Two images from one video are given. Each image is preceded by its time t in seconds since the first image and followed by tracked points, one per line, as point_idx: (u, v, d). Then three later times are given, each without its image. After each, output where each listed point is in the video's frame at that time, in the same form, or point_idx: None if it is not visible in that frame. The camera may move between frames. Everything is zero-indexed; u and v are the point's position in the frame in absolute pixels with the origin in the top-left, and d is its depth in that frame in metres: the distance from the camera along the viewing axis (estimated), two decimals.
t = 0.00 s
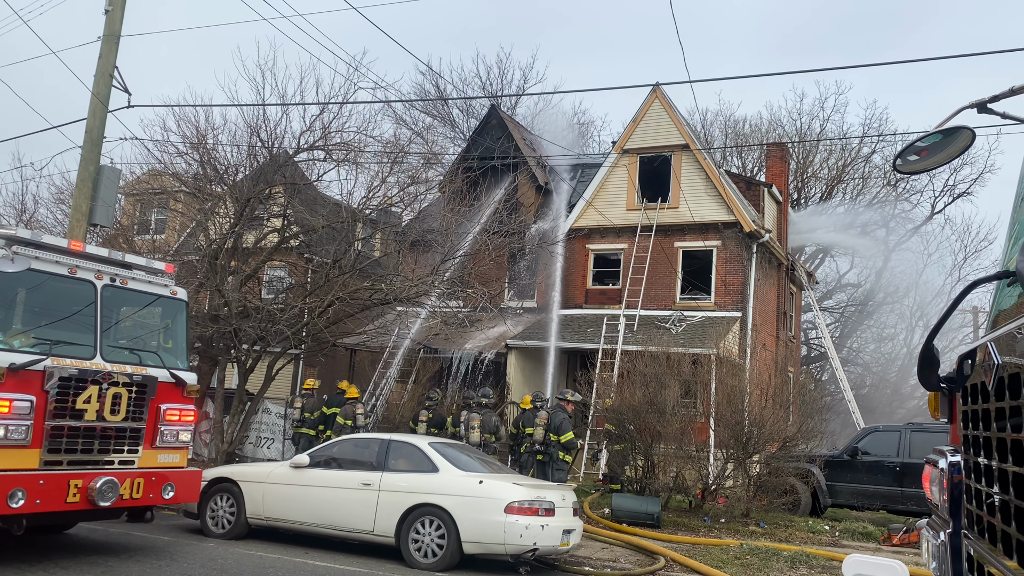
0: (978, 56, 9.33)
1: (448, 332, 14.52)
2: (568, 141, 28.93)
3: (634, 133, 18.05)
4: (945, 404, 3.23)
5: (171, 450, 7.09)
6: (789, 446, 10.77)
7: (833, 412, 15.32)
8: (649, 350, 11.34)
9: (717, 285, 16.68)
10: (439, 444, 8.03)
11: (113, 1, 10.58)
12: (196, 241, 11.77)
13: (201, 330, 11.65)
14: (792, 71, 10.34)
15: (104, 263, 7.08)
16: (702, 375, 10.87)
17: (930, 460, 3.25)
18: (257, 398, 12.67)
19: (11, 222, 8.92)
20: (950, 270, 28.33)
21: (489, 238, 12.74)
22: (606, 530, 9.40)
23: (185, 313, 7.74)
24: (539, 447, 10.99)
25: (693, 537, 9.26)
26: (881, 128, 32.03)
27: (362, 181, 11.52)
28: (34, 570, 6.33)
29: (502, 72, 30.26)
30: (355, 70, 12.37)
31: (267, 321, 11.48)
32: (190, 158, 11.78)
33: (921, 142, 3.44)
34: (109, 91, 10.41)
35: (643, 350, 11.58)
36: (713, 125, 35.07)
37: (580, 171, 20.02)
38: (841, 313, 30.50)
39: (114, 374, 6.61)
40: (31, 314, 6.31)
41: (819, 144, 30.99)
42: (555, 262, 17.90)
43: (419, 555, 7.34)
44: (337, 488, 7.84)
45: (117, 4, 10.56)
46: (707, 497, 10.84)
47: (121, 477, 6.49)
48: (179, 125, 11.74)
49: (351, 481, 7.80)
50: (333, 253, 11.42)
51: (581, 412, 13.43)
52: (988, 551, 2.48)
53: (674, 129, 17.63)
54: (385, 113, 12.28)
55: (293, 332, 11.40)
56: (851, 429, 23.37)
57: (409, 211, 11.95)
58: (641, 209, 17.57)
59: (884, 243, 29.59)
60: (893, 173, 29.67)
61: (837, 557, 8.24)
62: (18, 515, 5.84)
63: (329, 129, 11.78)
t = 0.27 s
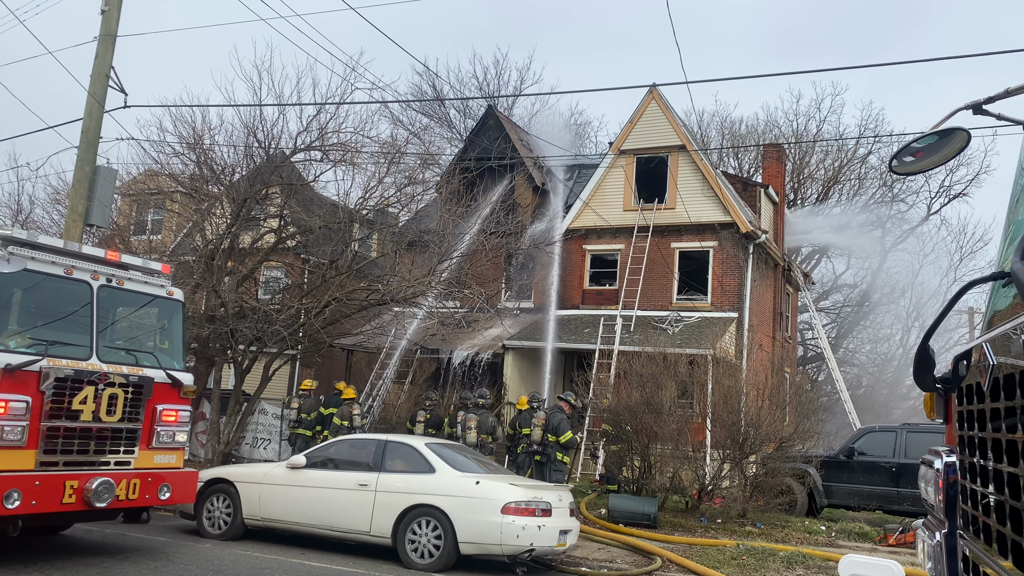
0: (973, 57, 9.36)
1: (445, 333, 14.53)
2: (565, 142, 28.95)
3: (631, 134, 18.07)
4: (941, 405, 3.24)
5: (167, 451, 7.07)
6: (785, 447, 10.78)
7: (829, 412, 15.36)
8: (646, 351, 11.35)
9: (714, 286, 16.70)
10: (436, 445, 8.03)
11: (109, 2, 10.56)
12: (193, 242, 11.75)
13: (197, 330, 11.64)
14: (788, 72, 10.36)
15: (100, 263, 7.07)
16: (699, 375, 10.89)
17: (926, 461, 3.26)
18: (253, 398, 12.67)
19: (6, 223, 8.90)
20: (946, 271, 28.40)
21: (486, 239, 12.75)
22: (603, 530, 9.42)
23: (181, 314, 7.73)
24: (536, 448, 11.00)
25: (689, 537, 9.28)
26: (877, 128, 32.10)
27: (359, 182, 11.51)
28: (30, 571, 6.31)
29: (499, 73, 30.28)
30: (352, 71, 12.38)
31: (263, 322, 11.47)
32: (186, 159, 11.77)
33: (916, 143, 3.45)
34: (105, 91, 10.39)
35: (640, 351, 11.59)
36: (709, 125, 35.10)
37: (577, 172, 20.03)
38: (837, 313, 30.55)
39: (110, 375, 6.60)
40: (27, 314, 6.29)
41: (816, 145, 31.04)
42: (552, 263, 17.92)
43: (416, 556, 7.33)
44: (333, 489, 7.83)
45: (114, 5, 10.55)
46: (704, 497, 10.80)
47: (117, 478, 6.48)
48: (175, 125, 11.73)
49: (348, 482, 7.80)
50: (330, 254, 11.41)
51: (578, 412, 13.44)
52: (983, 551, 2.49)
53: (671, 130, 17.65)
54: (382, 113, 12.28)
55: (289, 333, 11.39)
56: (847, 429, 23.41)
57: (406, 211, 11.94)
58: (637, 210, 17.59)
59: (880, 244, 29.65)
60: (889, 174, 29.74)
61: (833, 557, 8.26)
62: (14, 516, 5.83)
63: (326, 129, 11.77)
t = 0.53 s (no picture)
0: (970, 58, 9.39)
1: (443, 333, 14.52)
2: (563, 143, 28.95)
3: (629, 134, 18.08)
4: (939, 405, 3.24)
5: (165, 451, 7.07)
6: (783, 447, 10.78)
7: (826, 413, 15.38)
8: (644, 351, 11.36)
9: (712, 286, 16.70)
10: (433, 445, 8.03)
11: (107, 1, 10.55)
12: (190, 242, 11.74)
13: (195, 330, 11.64)
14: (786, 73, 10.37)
15: (98, 263, 7.06)
16: (696, 376, 10.90)
17: (923, 461, 3.27)
18: (251, 399, 12.65)
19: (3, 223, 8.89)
20: (944, 272, 28.44)
21: (484, 239, 12.76)
22: (601, 531, 9.42)
23: (179, 314, 7.72)
24: (535, 448, 11.00)
25: (687, 538, 9.28)
26: (875, 129, 32.14)
27: (357, 182, 11.52)
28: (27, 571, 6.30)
29: (497, 73, 30.29)
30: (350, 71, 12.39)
31: (261, 322, 11.47)
32: (184, 159, 11.77)
33: (914, 144, 3.45)
34: (103, 91, 10.38)
35: (637, 351, 11.60)
36: (707, 126, 35.12)
37: (575, 172, 20.04)
38: (835, 314, 30.56)
39: (108, 375, 6.59)
40: (24, 314, 6.29)
41: (813, 146, 31.08)
42: (549, 264, 17.93)
43: (413, 556, 7.33)
44: (331, 489, 7.82)
45: (112, 4, 10.54)
46: (701, 497, 10.78)
47: (115, 478, 6.47)
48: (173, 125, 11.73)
49: (345, 483, 7.80)
50: (327, 254, 11.41)
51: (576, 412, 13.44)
52: (980, 552, 2.49)
53: (669, 131, 17.67)
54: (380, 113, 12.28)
55: (287, 333, 11.38)
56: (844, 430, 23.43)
57: (404, 212, 11.94)
58: (635, 211, 17.60)
59: (878, 244, 29.69)
60: (887, 175, 29.78)
61: (831, 557, 8.26)
62: (11, 516, 5.82)
63: (324, 129, 11.77)
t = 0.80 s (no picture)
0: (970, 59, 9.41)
1: (443, 333, 14.51)
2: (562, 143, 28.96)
3: (628, 135, 18.09)
4: (937, 406, 3.25)
5: (164, 451, 7.06)
6: (782, 448, 10.78)
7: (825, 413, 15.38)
8: (643, 352, 11.37)
9: (711, 287, 16.71)
10: (432, 445, 8.03)
11: (106, 1, 10.54)
12: (189, 242, 11.73)
13: (194, 330, 11.63)
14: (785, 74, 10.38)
15: (97, 263, 7.05)
16: (696, 376, 10.90)
17: (922, 462, 3.27)
18: (250, 399, 12.64)
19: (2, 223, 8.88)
20: (943, 273, 28.46)
21: (483, 239, 12.75)
22: (599, 531, 9.41)
23: (178, 314, 7.72)
24: (536, 450, 10.98)
25: (685, 538, 9.27)
26: (874, 130, 32.17)
27: (356, 182, 11.52)
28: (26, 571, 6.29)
29: (496, 73, 30.31)
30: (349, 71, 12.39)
31: (260, 322, 11.48)
32: (184, 159, 11.77)
33: (913, 145, 3.46)
34: (102, 91, 10.38)
35: (637, 352, 11.60)
36: (707, 127, 35.13)
37: (574, 173, 20.05)
38: (834, 315, 30.48)
39: (107, 375, 6.59)
40: (22, 314, 6.28)
41: (812, 147, 31.10)
42: (549, 264, 17.92)
43: (412, 557, 7.33)
44: (330, 490, 7.82)
45: (111, 4, 10.53)
46: (700, 498, 10.80)
47: (114, 478, 6.47)
48: (173, 125, 11.73)
49: (345, 483, 7.79)
50: (326, 254, 11.41)
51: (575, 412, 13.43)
52: (979, 553, 2.49)
53: (668, 131, 17.68)
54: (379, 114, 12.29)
55: (286, 333, 11.37)
56: (843, 431, 23.43)
57: (403, 212, 11.94)
58: (634, 211, 17.61)
59: (877, 245, 29.70)
60: (886, 176, 29.80)
61: (830, 558, 8.26)
62: (10, 516, 5.81)
63: (323, 129, 11.78)
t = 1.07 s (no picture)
0: (971, 59, 9.39)
1: (443, 333, 14.51)
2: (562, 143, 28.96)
3: (628, 135, 18.09)
4: (938, 406, 3.24)
5: (163, 451, 7.06)
6: (782, 448, 10.76)
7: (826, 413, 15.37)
8: (643, 352, 11.37)
9: (711, 287, 16.71)
10: (432, 445, 8.03)
11: (106, 1, 10.54)
12: (189, 242, 11.72)
13: (194, 330, 11.63)
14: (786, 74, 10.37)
15: (96, 263, 7.05)
16: (696, 377, 10.90)
17: (922, 462, 3.26)
18: (249, 399, 12.64)
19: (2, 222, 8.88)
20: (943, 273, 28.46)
21: (483, 239, 12.75)
22: (599, 532, 9.40)
23: (178, 313, 7.72)
24: (539, 451, 10.97)
25: (685, 539, 9.27)
26: (874, 130, 32.18)
27: (356, 182, 11.52)
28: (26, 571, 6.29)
29: (497, 73, 30.32)
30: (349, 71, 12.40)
31: (261, 322, 11.49)
32: (184, 158, 11.77)
33: (914, 145, 3.45)
34: (102, 91, 10.38)
35: (637, 352, 11.60)
36: (707, 127, 35.11)
37: (575, 173, 20.04)
38: (834, 315, 30.38)
39: (107, 375, 6.59)
40: (22, 314, 6.28)
41: (813, 147, 31.09)
42: (549, 264, 17.92)
43: (412, 557, 7.32)
44: (330, 489, 7.82)
45: (111, 4, 10.53)
46: (700, 498, 10.79)
47: (113, 477, 6.47)
48: (173, 125, 11.73)
49: (344, 483, 7.79)
50: (327, 254, 11.41)
51: (576, 412, 13.42)
52: (979, 553, 2.49)
53: (668, 131, 17.67)
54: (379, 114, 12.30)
55: (286, 333, 11.37)
56: (843, 431, 23.42)
57: (404, 212, 11.93)
58: (635, 211, 17.60)
59: (877, 245, 29.69)
60: (886, 176, 29.79)
61: (830, 559, 8.25)
62: (9, 516, 5.81)
63: (323, 129, 11.77)
